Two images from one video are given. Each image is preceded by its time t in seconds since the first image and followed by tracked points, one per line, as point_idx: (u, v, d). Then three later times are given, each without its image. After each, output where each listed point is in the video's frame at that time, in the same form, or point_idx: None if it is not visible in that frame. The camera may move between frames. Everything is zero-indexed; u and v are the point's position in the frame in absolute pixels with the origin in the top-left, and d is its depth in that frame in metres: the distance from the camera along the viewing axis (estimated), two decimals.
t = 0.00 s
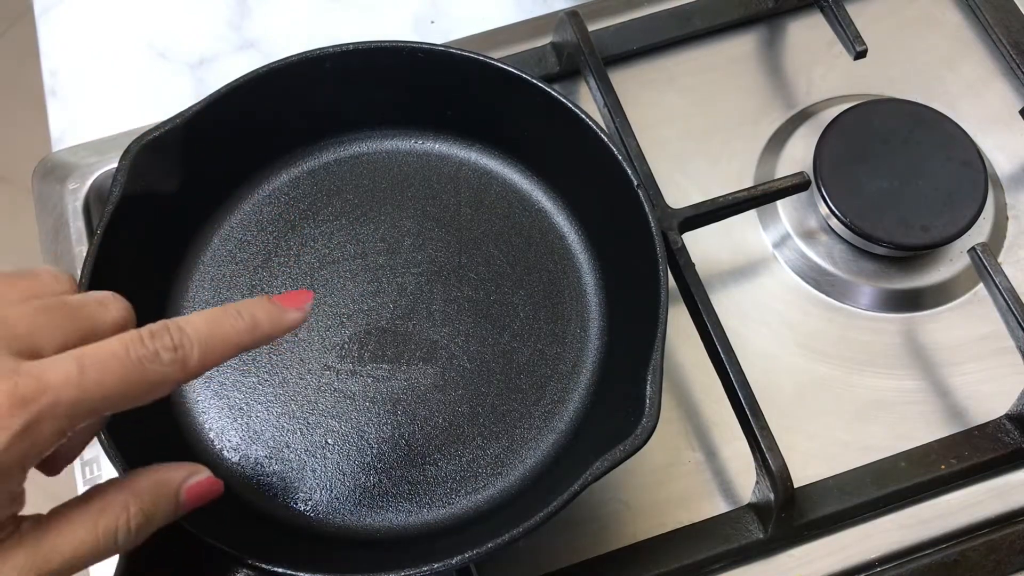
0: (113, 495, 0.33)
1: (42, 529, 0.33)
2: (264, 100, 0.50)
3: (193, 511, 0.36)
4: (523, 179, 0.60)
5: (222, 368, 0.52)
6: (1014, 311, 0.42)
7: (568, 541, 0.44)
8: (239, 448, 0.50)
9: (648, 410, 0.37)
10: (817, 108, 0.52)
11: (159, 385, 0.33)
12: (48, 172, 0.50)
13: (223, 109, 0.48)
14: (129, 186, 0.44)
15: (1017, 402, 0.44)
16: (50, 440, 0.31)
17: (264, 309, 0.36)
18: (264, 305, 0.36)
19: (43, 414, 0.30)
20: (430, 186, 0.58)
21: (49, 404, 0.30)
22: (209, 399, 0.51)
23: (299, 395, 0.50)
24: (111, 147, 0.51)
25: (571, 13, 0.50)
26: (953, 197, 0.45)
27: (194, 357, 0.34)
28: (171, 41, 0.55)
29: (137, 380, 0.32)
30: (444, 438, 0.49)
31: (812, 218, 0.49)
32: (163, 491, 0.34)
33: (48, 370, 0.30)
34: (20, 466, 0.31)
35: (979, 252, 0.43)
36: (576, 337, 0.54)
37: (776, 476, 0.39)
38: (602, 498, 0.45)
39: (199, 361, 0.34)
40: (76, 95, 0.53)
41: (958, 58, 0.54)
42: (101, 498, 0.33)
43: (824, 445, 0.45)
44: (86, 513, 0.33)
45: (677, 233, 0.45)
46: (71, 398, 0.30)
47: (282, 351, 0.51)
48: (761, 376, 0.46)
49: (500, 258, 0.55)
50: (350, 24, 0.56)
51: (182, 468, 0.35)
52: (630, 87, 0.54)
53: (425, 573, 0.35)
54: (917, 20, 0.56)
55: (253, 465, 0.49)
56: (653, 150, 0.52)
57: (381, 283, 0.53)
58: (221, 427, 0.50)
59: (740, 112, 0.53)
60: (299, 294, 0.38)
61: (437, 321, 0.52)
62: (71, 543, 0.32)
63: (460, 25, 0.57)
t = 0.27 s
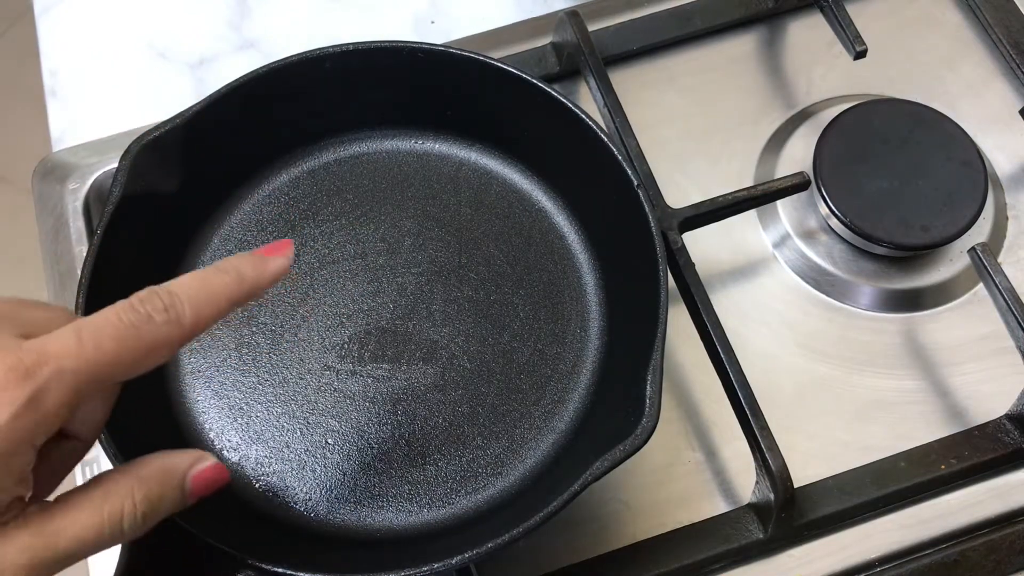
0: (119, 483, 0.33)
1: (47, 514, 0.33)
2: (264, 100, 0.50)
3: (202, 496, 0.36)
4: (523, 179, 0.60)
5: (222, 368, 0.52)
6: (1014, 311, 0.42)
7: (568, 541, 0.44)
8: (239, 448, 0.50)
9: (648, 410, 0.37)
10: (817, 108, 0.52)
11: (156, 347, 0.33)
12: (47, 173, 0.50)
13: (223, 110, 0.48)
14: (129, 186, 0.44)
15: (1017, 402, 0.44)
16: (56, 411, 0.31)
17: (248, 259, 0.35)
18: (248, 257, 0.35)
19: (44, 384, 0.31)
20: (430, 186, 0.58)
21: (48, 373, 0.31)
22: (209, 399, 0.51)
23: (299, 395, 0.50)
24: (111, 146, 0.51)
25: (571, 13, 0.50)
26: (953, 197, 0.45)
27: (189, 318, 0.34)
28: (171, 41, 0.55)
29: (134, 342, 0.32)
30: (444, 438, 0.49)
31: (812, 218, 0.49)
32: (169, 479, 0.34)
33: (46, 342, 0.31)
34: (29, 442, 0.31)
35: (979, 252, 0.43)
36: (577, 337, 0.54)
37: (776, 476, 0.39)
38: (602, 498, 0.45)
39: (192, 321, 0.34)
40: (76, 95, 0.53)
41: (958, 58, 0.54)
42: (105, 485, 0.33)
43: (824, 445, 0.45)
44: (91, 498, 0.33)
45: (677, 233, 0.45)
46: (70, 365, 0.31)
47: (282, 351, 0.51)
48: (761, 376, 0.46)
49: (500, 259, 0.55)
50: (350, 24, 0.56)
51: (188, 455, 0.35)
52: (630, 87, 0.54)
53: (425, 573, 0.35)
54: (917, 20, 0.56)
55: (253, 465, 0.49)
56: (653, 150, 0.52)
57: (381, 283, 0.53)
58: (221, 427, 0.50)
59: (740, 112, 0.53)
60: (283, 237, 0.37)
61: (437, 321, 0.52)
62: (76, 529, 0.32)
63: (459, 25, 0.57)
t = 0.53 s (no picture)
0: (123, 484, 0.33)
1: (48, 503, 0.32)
2: (265, 100, 0.50)
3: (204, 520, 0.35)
4: (523, 179, 0.60)
5: (222, 368, 0.52)
6: (1014, 311, 0.42)
7: (568, 541, 0.44)
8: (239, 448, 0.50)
9: (648, 410, 0.37)
10: (816, 108, 0.52)
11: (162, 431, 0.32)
12: (47, 173, 0.50)
13: (223, 110, 0.48)
14: (129, 185, 0.44)
15: (1017, 402, 0.44)
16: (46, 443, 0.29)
17: (269, 407, 0.38)
18: (271, 409, 0.38)
19: (51, 409, 0.29)
20: (430, 186, 0.58)
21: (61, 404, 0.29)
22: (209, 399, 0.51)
23: (299, 395, 0.50)
24: (111, 146, 0.51)
25: (571, 13, 0.50)
26: (953, 197, 0.45)
27: (202, 413, 0.34)
28: (171, 41, 0.55)
29: (148, 416, 0.32)
30: (444, 438, 0.49)
31: (812, 218, 0.49)
32: (174, 491, 0.33)
33: (73, 372, 0.30)
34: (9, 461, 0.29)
35: (979, 252, 0.43)
36: (577, 337, 0.54)
37: (776, 476, 0.39)
38: (601, 498, 0.45)
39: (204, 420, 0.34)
40: (76, 95, 0.53)
41: (957, 58, 0.54)
42: (107, 485, 0.33)
43: (824, 444, 0.45)
44: (91, 498, 0.32)
45: (677, 233, 0.45)
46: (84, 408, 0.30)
47: (282, 351, 0.51)
48: (761, 376, 0.46)
49: (500, 259, 0.55)
50: (350, 24, 0.56)
51: (200, 472, 0.34)
52: (630, 87, 0.54)
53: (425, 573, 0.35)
54: (917, 20, 0.56)
55: (253, 465, 0.49)
56: (653, 150, 0.52)
57: (381, 283, 0.53)
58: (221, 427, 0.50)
59: (740, 112, 0.53)
60: (294, 404, 0.40)
61: (437, 320, 0.52)
62: (70, 526, 0.32)
63: (459, 25, 0.57)
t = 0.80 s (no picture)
0: (115, 438, 0.34)
1: (41, 464, 0.33)
2: (265, 100, 0.50)
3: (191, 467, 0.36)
4: (523, 179, 0.60)
5: (222, 368, 0.52)
6: (1014, 311, 0.42)
7: (568, 541, 0.44)
8: (239, 449, 0.50)
9: (648, 410, 0.37)
10: (817, 108, 0.52)
11: (144, 328, 0.35)
12: (47, 173, 0.50)
13: (223, 109, 0.48)
14: (130, 185, 0.44)
15: (1017, 402, 0.44)
16: (38, 377, 0.33)
17: (239, 282, 0.39)
18: (241, 283, 0.39)
19: (29, 348, 0.32)
20: (430, 186, 0.58)
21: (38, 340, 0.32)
22: (209, 399, 0.51)
23: (299, 395, 0.50)
24: (111, 146, 0.51)
25: (571, 13, 0.50)
26: (953, 197, 0.45)
27: (176, 305, 0.36)
28: (171, 41, 0.55)
29: (120, 326, 0.34)
30: (444, 438, 0.49)
31: (812, 218, 0.49)
32: (161, 441, 0.35)
33: (34, 310, 0.32)
34: (11, 400, 0.33)
35: (979, 252, 0.43)
36: (577, 337, 0.54)
37: (776, 476, 0.39)
38: (601, 498, 0.45)
39: (181, 311, 0.36)
40: (76, 95, 0.53)
41: (958, 58, 0.54)
42: (98, 440, 0.34)
43: (824, 445, 0.45)
44: (82, 455, 0.33)
45: (677, 233, 0.45)
46: (59, 333, 0.32)
47: (282, 351, 0.51)
48: (760, 376, 0.46)
49: (500, 259, 0.55)
50: (350, 24, 0.56)
51: (184, 418, 0.36)
52: (630, 87, 0.54)
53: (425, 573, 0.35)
54: (917, 20, 0.56)
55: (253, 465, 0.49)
56: (653, 150, 0.52)
57: (381, 283, 0.53)
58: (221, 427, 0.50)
59: (740, 112, 0.53)
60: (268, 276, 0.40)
61: (437, 321, 0.52)
62: (67, 480, 0.33)
63: (459, 25, 0.57)
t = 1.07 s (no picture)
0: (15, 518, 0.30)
1: None
2: (265, 100, 0.50)
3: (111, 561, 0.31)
4: (523, 179, 0.60)
5: (222, 368, 0.52)
6: (1014, 311, 0.42)
7: (568, 541, 0.44)
8: (239, 449, 0.50)
9: (648, 410, 0.37)
10: (817, 108, 0.52)
11: (32, 463, 0.31)
12: (47, 173, 0.50)
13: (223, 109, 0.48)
14: (130, 185, 0.44)
15: (1017, 402, 0.44)
16: None
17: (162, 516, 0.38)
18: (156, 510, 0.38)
19: None
20: (430, 186, 0.58)
21: None
22: (209, 399, 0.51)
23: (299, 395, 0.50)
24: (111, 147, 0.51)
25: (571, 13, 0.50)
26: (953, 197, 0.45)
27: (37, 542, 0.30)
28: (171, 41, 0.55)
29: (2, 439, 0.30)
30: (444, 438, 0.49)
31: (812, 218, 0.49)
32: (71, 534, 0.30)
33: None
34: None
35: (979, 252, 0.43)
36: (577, 337, 0.54)
37: (776, 476, 0.39)
38: (601, 499, 0.45)
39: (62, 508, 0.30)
40: (76, 95, 0.53)
41: (957, 58, 0.54)
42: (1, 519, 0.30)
43: (823, 445, 0.45)
44: None
45: (677, 233, 0.45)
46: None
47: (282, 351, 0.51)
48: (760, 376, 0.46)
49: (500, 259, 0.55)
50: (350, 24, 0.56)
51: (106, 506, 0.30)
52: (630, 87, 0.54)
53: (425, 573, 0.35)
54: (917, 20, 0.56)
55: (253, 465, 0.49)
56: (653, 150, 0.52)
57: (381, 283, 0.53)
58: (221, 427, 0.50)
59: (740, 112, 0.53)
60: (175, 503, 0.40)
61: (437, 321, 0.52)
62: None
63: (459, 25, 0.57)
